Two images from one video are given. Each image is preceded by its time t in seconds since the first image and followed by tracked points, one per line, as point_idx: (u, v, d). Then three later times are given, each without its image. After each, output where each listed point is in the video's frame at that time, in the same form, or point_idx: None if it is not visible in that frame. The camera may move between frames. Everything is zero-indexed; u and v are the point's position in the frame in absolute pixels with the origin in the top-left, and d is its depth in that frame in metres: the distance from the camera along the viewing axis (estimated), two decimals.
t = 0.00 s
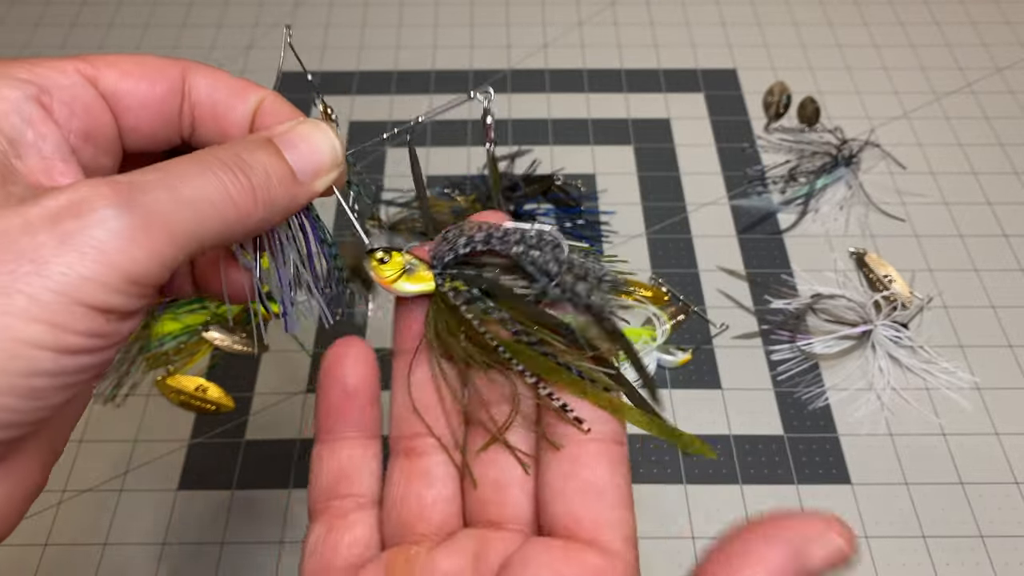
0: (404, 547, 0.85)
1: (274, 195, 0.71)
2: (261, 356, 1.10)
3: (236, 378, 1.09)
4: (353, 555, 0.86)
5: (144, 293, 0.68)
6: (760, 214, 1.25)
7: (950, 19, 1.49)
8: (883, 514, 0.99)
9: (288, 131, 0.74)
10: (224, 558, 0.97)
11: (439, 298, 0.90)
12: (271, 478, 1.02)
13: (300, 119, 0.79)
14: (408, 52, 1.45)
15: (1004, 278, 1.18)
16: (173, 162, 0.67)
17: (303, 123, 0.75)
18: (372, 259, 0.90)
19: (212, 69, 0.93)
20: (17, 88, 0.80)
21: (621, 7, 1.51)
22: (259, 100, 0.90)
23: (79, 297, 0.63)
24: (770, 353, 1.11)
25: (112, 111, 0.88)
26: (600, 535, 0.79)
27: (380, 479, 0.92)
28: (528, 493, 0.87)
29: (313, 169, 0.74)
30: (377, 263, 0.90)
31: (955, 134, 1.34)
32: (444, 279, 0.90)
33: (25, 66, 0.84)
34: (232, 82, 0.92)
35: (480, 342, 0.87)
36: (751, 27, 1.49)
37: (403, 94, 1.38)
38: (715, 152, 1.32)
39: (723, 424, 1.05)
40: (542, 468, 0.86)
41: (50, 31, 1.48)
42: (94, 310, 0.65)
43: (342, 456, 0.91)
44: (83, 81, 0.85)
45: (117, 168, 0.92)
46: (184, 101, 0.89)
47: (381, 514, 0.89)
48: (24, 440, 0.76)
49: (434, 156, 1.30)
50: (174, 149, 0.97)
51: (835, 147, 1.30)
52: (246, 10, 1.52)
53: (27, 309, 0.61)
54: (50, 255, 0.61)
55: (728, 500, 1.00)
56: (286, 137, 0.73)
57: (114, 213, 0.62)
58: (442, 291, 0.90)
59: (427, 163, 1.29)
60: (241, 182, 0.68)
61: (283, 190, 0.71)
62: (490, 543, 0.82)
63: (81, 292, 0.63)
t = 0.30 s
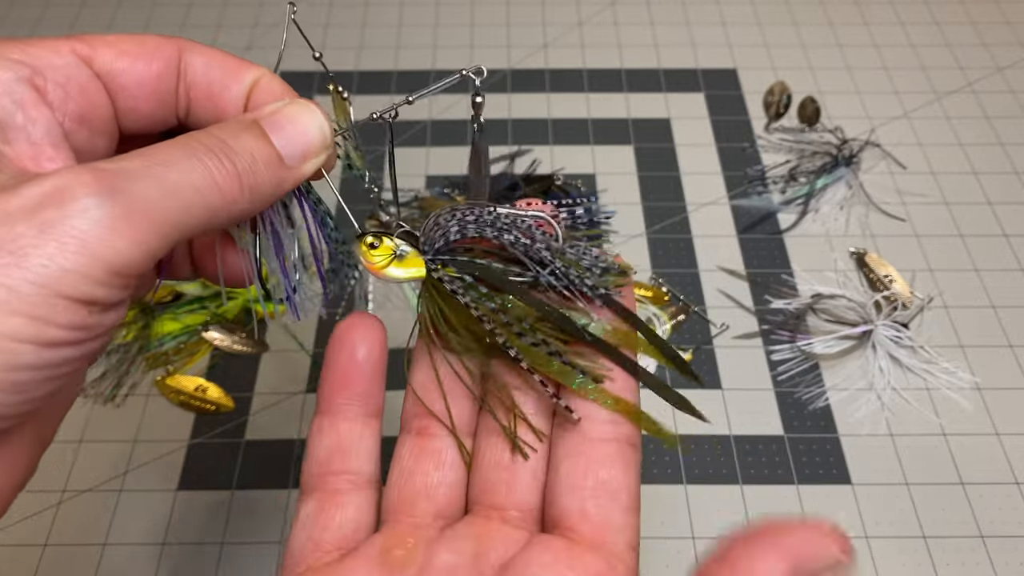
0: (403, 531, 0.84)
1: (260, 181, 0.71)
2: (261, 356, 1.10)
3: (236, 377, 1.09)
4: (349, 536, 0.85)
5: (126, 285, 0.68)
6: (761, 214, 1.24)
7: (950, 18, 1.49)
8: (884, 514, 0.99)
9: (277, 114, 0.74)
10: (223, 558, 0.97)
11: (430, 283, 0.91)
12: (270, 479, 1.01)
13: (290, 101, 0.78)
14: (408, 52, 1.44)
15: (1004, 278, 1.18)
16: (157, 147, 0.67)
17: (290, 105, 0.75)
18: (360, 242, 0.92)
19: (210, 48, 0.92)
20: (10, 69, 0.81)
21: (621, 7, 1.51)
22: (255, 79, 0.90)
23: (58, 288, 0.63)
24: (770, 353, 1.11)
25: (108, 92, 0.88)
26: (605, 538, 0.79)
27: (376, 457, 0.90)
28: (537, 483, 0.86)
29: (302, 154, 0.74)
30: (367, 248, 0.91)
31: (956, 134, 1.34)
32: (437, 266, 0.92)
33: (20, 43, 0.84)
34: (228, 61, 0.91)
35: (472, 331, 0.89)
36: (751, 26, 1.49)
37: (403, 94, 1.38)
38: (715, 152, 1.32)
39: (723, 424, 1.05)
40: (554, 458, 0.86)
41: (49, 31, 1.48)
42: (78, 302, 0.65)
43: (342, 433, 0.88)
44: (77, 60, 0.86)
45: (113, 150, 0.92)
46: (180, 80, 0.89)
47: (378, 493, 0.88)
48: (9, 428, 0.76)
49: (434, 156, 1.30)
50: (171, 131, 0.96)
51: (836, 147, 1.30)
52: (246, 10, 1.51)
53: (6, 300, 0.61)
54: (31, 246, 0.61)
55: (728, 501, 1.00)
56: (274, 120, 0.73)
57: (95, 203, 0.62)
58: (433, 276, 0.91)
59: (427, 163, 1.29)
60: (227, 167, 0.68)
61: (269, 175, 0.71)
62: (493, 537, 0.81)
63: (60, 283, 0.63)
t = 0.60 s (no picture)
0: (425, 570, 0.83)
1: (239, 193, 0.68)
2: (262, 356, 1.10)
3: (237, 377, 1.09)
4: (377, 569, 0.85)
5: (74, 284, 0.66)
6: (760, 214, 1.24)
7: (950, 19, 1.49)
8: (883, 514, 0.99)
9: (268, 121, 0.69)
10: (223, 558, 0.96)
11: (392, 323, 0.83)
12: (269, 479, 1.01)
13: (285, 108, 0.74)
14: (408, 52, 1.44)
15: (1004, 278, 1.18)
16: (132, 144, 0.63)
17: (283, 114, 0.70)
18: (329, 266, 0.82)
19: (216, 38, 0.92)
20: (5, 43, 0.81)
21: (621, 6, 1.51)
22: (255, 78, 0.91)
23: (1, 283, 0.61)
24: (771, 353, 1.11)
25: (104, 70, 0.88)
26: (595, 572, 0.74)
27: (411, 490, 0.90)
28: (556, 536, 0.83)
29: (288, 169, 0.70)
30: (334, 271, 0.81)
31: (956, 134, 1.34)
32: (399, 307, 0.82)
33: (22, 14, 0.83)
34: (231, 55, 0.92)
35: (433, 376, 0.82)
36: (751, 26, 1.49)
37: (404, 94, 1.38)
38: (715, 152, 1.32)
39: (723, 424, 1.05)
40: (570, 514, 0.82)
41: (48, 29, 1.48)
42: (16, 297, 0.63)
43: (377, 464, 0.89)
44: (75, 36, 0.85)
45: (103, 127, 0.93)
46: (180, 66, 0.89)
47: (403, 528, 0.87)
48: None
49: (434, 156, 1.30)
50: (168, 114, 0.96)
51: (835, 147, 1.30)
52: (246, 10, 1.51)
53: None
54: None
55: (728, 501, 1.00)
56: (263, 128, 0.69)
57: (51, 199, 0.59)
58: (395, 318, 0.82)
59: (427, 163, 1.29)
60: (204, 177, 0.64)
61: (247, 188, 0.68)
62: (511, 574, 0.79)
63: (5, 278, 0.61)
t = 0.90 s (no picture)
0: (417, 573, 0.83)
1: (222, 209, 0.66)
2: (261, 356, 1.10)
3: (236, 377, 1.09)
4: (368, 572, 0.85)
5: (41, 307, 0.66)
6: (760, 214, 1.24)
7: (950, 18, 1.49)
8: (883, 514, 0.98)
9: (255, 134, 0.67)
10: (223, 557, 0.97)
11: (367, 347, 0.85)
12: (269, 479, 1.01)
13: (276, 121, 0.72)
14: (408, 52, 1.44)
15: (1004, 278, 1.18)
16: (114, 158, 0.62)
17: (273, 128, 0.68)
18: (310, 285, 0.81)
19: (215, 36, 0.92)
20: None
21: (621, 7, 1.51)
22: (253, 77, 0.91)
23: None
24: (771, 353, 1.11)
25: (95, 67, 0.88)
26: None
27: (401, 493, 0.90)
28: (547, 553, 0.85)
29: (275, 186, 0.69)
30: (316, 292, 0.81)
31: (956, 134, 1.34)
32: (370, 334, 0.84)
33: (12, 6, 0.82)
34: (230, 54, 0.92)
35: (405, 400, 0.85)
36: (751, 26, 1.49)
37: (404, 94, 1.38)
38: (715, 152, 1.32)
39: (723, 424, 1.05)
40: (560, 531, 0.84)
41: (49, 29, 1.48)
42: None
43: (368, 468, 0.88)
44: (66, 34, 0.84)
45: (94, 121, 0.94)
46: (175, 64, 0.90)
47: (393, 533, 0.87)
48: None
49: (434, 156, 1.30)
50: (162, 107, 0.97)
51: (835, 148, 1.30)
52: (245, 10, 1.51)
53: None
54: None
55: (728, 501, 1.00)
56: (250, 142, 0.67)
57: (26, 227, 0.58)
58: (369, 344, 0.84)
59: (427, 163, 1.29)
60: (186, 196, 0.63)
61: (231, 206, 0.67)
62: None
63: None
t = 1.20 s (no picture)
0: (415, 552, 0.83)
1: (209, 187, 0.66)
2: (262, 356, 1.10)
3: (237, 378, 1.09)
4: (360, 552, 0.84)
5: (37, 292, 0.66)
6: (760, 214, 1.24)
7: (950, 18, 1.49)
8: (883, 514, 0.98)
9: (239, 110, 0.67)
10: (223, 557, 0.96)
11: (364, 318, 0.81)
12: (269, 479, 1.01)
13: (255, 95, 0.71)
14: (408, 52, 1.44)
15: (1004, 278, 1.18)
16: (101, 139, 0.62)
17: (256, 103, 0.68)
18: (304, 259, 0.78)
19: (204, 15, 0.92)
20: None
21: (621, 6, 1.51)
22: (241, 52, 0.89)
23: None
24: (771, 353, 1.11)
25: (83, 50, 0.88)
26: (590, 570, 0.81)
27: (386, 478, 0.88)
28: (547, 528, 0.86)
29: (261, 161, 0.68)
30: (309, 265, 0.78)
31: (956, 134, 1.34)
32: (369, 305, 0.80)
33: None
34: (217, 30, 0.91)
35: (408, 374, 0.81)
36: (751, 26, 1.49)
37: (403, 94, 1.38)
38: (715, 152, 1.32)
39: (724, 424, 1.05)
40: (561, 509, 0.85)
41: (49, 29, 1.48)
42: None
43: (356, 456, 0.86)
44: (55, 17, 0.85)
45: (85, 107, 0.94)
46: (162, 43, 0.89)
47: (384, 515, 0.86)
48: None
49: (434, 156, 1.30)
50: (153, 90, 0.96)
51: (835, 147, 1.30)
52: (246, 10, 1.51)
53: None
54: None
55: (728, 501, 1.00)
56: (234, 118, 0.66)
57: (20, 213, 0.58)
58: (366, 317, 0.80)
59: (427, 163, 1.29)
60: (173, 176, 0.63)
61: (218, 184, 0.67)
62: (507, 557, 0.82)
63: None
